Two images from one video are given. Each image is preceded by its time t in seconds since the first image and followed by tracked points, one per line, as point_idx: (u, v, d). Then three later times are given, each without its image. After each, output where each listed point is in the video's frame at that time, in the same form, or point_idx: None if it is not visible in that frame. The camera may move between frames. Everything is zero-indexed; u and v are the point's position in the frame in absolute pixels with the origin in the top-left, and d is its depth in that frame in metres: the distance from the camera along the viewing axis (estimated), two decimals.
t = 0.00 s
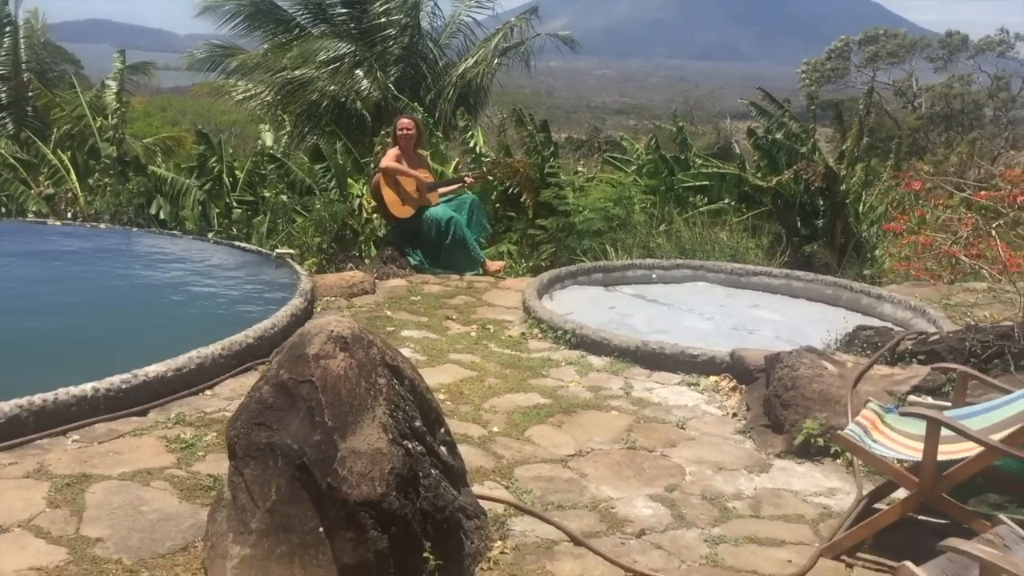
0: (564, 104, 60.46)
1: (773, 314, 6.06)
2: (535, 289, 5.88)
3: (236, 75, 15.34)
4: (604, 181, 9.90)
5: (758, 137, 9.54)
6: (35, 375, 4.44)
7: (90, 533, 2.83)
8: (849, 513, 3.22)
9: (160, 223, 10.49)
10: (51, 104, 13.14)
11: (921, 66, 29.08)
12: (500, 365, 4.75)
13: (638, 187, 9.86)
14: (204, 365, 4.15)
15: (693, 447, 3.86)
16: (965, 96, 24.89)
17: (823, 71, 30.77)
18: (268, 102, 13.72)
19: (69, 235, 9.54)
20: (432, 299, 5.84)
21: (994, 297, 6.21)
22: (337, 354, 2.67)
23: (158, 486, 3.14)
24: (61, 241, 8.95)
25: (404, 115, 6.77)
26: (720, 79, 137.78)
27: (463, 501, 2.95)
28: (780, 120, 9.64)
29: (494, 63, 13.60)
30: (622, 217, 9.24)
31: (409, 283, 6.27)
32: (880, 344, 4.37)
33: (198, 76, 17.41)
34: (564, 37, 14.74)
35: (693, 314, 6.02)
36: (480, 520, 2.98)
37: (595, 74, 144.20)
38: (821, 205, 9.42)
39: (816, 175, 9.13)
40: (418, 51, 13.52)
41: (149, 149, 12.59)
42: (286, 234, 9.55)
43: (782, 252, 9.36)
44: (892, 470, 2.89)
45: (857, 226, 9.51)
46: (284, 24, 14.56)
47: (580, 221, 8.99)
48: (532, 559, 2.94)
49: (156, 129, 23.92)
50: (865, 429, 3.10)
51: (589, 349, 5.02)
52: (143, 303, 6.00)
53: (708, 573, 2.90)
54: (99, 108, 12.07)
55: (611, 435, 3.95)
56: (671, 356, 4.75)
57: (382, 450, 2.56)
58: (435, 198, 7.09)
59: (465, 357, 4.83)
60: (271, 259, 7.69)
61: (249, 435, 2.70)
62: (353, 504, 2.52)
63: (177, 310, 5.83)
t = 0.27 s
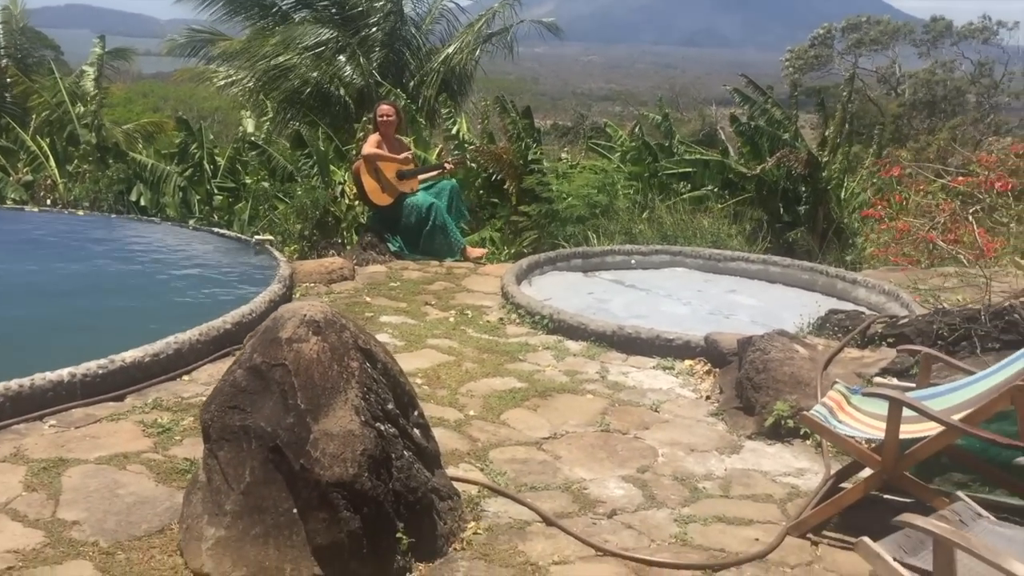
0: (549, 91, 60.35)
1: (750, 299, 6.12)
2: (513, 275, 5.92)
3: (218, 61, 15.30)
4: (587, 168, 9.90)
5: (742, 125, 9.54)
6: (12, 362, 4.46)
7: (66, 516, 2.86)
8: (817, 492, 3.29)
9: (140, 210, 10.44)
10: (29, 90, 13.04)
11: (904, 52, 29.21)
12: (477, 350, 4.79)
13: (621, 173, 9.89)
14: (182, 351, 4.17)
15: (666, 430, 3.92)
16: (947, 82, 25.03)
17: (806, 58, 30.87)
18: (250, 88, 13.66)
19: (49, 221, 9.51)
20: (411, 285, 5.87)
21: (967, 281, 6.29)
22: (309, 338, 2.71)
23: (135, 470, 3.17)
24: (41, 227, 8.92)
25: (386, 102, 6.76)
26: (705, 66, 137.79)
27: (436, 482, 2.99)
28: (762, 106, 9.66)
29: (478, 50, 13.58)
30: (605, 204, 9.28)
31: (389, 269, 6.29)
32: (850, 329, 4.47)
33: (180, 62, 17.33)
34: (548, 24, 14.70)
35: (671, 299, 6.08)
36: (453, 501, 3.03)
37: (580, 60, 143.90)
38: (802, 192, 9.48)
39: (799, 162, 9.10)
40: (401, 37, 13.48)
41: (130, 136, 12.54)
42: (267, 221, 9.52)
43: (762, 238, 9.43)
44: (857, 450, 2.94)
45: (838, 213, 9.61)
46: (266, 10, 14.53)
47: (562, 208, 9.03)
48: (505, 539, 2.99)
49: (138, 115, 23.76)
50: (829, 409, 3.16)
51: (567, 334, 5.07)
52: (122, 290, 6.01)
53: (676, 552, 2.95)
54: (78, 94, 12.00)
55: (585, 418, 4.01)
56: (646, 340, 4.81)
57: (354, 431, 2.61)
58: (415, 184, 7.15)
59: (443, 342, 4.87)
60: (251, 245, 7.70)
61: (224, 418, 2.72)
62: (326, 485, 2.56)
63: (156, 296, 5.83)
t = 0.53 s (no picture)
0: (536, 86, 60.36)
1: (731, 293, 6.18)
2: (495, 270, 5.95)
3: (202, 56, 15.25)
4: (571, 163, 9.94)
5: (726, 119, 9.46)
6: None
7: (47, 512, 2.88)
8: (790, 482, 3.34)
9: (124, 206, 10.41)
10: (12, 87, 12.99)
11: (889, 45, 29.37)
12: (459, 345, 4.83)
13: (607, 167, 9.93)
14: (164, 348, 4.19)
15: (644, 423, 3.97)
16: (931, 76, 25.20)
17: (791, 53, 31.04)
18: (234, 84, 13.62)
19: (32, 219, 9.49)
20: (394, 280, 5.90)
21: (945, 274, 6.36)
22: (287, 333, 2.74)
23: (116, 466, 3.20)
24: (24, 224, 8.90)
25: (370, 101, 6.86)
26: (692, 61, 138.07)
27: (414, 476, 3.03)
28: (746, 102, 9.63)
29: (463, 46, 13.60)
30: (590, 199, 9.29)
31: (372, 265, 6.31)
32: (827, 321, 4.56)
33: (165, 57, 17.26)
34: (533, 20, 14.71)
35: (652, 294, 6.13)
36: (432, 494, 3.06)
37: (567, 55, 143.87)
38: (787, 187, 9.48)
39: (783, 156, 9.12)
40: (386, 33, 13.48)
41: (114, 132, 12.50)
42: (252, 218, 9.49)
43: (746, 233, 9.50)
44: (828, 442, 2.99)
45: (823, 208, 9.61)
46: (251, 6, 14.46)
47: (548, 203, 9.07)
48: (483, 531, 3.03)
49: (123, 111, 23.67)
50: (802, 401, 3.21)
51: (548, 328, 5.11)
52: (105, 287, 6.02)
53: (651, 543, 3.01)
54: (61, 90, 11.95)
55: (564, 411, 4.05)
56: (626, 334, 4.85)
57: (332, 426, 2.64)
58: (398, 182, 7.15)
59: (426, 337, 4.91)
60: (235, 242, 7.71)
61: (203, 414, 2.75)
62: (303, 479, 2.60)
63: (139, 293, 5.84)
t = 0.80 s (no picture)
0: (529, 94, 60.51)
1: (719, 303, 6.21)
2: (484, 281, 5.97)
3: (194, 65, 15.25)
4: (563, 172, 9.92)
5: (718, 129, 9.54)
6: None
7: (30, 526, 2.89)
8: (774, 492, 3.36)
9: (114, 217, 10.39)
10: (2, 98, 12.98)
11: (879, 54, 29.53)
12: (446, 356, 4.84)
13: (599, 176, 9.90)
14: (150, 360, 4.19)
15: (630, 433, 3.99)
16: (921, 84, 25.37)
17: (782, 63, 31.21)
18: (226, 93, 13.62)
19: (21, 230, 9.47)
20: (383, 291, 5.91)
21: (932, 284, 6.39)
22: (271, 346, 2.75)
23: (100, 479, 3.20)
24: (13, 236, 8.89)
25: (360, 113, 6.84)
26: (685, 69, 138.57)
27: (398, 488, 3.04)
28: (738, 111, 9.74)
29: (455, 56, 13.64)
30: (583, 208, 9.27)
31: (361, 276, 6.32)
32: (811, 331, 4.60)
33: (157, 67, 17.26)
34: (525, 30, 14.77)
35: (641, 304, 6.15)
36: (416, 507, 3.07)
37: (561, 64, 144.27)
38: (779, 196, 9.50)
39: (774, 166, 9.19)
40: (378, 42, 13.48)
41: (105, 143, 12.51)
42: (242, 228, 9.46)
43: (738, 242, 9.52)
44: (809, 452, 3.01)
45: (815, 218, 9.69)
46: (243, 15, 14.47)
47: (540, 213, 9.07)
48: (466, 544, 3.03)
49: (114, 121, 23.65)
50: (784, 411, 3.24)
51: (536, 338, 5.14)
52: (93, 299, 6.01)
53: (634, 554, 3.02)
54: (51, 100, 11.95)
55: (550, 423, 4.06)
56: (614, 344, 4.87)
57: (314, 439, 2.66)
58: (387, 193, 7.17)
59: (413, 348, 4.92)
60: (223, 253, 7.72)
61: (186, 427, 2.74)
62: (286, 493, 2.61)
63: (126, 305, 5.85)
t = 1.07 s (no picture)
0: (531, 114, 60.80)
1: (718, 323, 6.23)
2: (483, 301, 6.00)
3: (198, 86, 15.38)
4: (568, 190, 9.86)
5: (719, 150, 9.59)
6: None
7: (29, 545, 2.90)
8: (770, 513, 3.36)
9: (116, 236, 10.44)
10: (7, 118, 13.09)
11: (879, 75, 29.69)
12: (445, 375, 4.86)
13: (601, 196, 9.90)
14: (149, 379, 4.22)
15: (627, 453, 4.00)
16: (921, 104, 25.49)
17: (782, 84, 31.38)
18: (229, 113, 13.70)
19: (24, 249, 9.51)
20: (383, 311, 5.94)
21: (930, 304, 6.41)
22: (268, 367, 2.78)
23: (99, 498, 3.21)
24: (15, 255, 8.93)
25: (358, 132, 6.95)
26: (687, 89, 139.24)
27: (396, 508, 3.05)
28: (738, 131, 9.78)
29: (456, 76, 13.75)
30: (584, 228, 9.27)
31: (361, 295, 6.36)
32: (809, 352, 4.62)
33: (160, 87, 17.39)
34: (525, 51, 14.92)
35: (640, 323, 6.18)
36: (413, 526, 3.09)
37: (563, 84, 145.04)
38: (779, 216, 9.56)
39: (775, 187, 9.24)
40: (380, 63, 13.59)
41: (108, 162, 12.59)
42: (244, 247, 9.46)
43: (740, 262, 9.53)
44: (805, 473, 3.01)
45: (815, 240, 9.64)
46: (247, 35, 14.64)
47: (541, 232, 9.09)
48: (464, 564, 3.05)
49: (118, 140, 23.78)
50: (780, 431, 3.25)
51: (534, 358, 5.15)
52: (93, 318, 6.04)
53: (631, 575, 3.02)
54: (55, 120, 12.04)
55: (548, 442, 4.08)
56: (612, 364, 4.89)
57: (312, 458, 2.67)
58: (387, 212, 7.23)
59: (413, 368, 4.94)
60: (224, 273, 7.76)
61: (184, 447, 2.77)
62: (283, 512, 2.62)
63: (127, 324, 5.87)
